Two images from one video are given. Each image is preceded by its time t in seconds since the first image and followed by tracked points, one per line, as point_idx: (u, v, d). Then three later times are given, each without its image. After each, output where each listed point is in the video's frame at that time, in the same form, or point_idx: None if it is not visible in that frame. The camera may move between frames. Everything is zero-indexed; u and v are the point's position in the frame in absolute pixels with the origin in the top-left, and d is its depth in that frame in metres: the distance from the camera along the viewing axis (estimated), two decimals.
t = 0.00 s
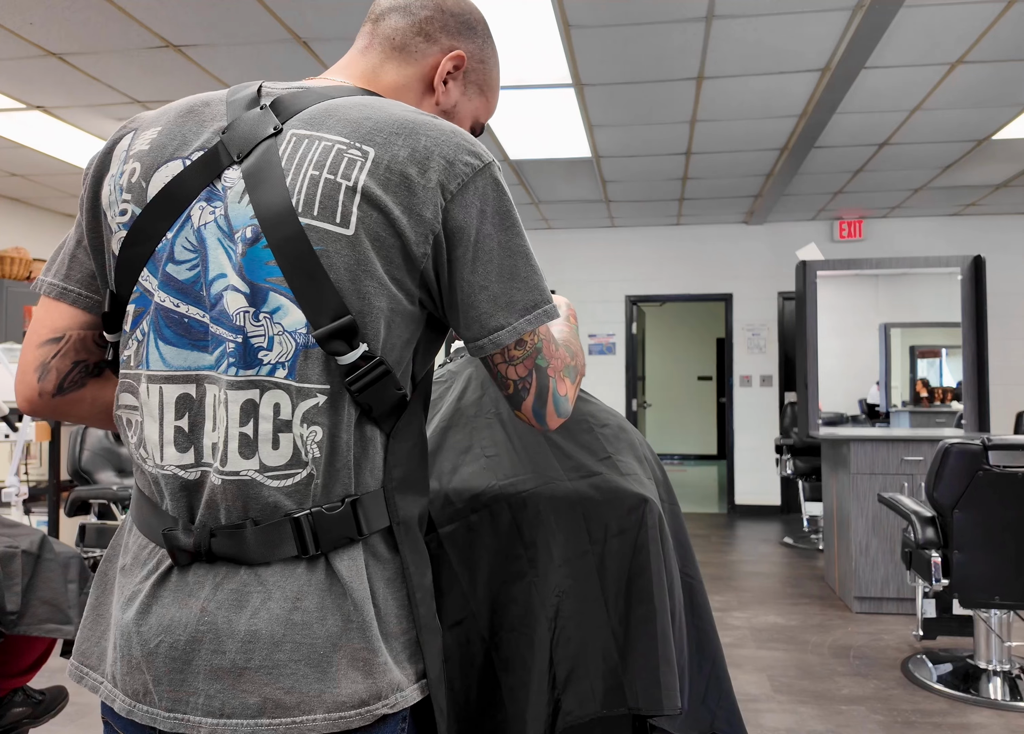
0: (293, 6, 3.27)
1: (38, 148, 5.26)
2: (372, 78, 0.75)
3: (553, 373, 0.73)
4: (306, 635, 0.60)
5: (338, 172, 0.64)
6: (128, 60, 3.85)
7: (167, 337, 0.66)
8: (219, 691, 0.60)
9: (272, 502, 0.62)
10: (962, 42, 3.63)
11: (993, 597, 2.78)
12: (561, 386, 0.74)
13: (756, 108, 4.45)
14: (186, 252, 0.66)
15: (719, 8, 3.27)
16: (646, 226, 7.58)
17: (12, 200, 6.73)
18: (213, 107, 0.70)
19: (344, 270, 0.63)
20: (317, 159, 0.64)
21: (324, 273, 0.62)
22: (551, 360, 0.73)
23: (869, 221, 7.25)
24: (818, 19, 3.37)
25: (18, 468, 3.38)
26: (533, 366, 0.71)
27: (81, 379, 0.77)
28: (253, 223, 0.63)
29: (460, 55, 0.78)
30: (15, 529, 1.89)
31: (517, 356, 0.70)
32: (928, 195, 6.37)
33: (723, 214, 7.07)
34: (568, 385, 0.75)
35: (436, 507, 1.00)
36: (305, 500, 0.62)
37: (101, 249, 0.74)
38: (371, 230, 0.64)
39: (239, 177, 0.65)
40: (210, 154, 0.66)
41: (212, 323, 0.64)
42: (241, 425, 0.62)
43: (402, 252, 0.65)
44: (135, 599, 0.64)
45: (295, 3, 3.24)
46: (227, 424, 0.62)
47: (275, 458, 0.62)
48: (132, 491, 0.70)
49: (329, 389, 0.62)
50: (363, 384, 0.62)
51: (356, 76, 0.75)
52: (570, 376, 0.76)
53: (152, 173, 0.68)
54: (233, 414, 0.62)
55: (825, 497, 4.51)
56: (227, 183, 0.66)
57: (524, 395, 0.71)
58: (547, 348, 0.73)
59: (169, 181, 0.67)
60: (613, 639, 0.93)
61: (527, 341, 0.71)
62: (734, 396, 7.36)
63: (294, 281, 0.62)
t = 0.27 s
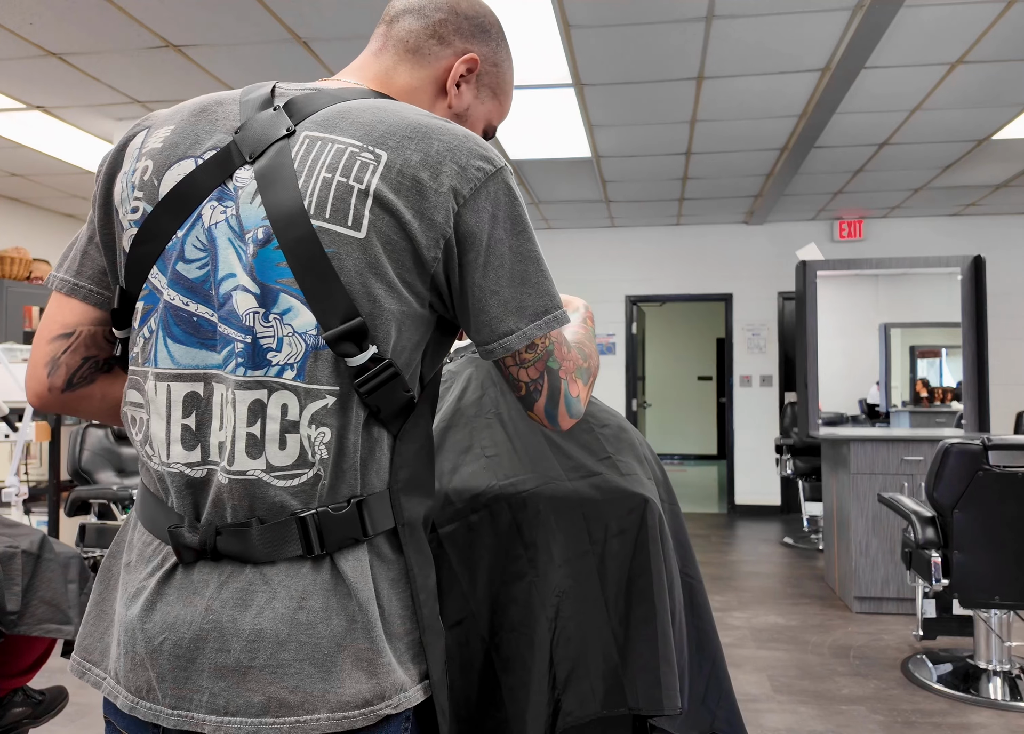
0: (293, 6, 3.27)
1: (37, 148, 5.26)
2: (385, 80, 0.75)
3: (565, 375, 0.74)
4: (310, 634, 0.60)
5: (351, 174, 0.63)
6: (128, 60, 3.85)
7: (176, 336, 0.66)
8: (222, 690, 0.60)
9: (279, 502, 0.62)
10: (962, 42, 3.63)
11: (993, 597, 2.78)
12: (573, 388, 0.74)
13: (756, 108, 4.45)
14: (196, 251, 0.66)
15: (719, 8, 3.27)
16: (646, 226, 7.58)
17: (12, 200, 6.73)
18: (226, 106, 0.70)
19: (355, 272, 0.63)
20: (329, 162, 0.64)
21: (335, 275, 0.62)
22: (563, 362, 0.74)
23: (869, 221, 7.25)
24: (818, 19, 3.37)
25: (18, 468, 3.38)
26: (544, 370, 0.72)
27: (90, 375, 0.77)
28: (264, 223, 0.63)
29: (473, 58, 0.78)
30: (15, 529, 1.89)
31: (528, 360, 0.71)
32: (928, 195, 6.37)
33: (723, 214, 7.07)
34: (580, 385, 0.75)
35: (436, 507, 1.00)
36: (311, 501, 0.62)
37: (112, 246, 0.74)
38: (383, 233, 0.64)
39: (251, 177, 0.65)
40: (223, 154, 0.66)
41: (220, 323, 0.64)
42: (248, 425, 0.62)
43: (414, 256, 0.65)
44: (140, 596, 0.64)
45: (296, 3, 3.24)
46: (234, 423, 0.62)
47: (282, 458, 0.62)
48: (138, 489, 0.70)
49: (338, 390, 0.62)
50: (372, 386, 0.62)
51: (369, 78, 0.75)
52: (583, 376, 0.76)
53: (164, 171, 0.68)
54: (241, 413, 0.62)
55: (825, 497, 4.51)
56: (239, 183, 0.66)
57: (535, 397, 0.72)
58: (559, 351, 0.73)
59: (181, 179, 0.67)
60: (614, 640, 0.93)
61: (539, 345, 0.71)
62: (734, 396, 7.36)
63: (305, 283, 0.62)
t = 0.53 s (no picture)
0: (293, 6, 3.27)
1: (37, 148, 5.26)
2: (399, 85, 0.75)
3: (577, 376, 0.74)
4: (318, 633, 0.60)
5: (366, 178, 0.63)
6: (128, 60, 3.85)
7: (188, 335, 0.65)
8: (232, 687, 0.60)
9: (289, 501, 0.62)
10: (962, 42, 3.63)
11: (993, 597, 2.78)
12: (583, 388, 0.75)
13: (756, 108, 4.45)
14: (210, 251, 0.66)
15: (719, 8, 3.27)
16: (646, 226, 7.58)
17: (12, 200, 6.73)
18: (241, 107, 0.70)
19: (368, 275, 0.63)
20: (345, 165, 0.64)
21: (349, 277, 0.62)
22: (574, 364, 0.73)
23: (869, 221, 7.24)
24: (818, 19, 3.37)
25: (18, 468, 3.38)
26: (555, 372, 0.72)
27: (99, 372, 0.77)
28: (280, 225, 0.63)
29: (487, 63, 0.77)
30: (15, 529, 1.89)
31: (540, 363, 0.70)
32: (928, 195, 6.37)
33: (723, 214, 7.07)
34: (591, 386, 0.75)
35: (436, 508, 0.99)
36: (322, 501, 0.62)
37: (124, 242, 0.74)
38: (397, 237, 0.63)
39: (266, 178, 0.65)
40: (238, 155, 0.66)
41: (233, 323, 0.64)
42: (260, 424, 0.62)
43: (426, 259, 0.65)
44: (148, 593, 0.64)
45: (296, 2, 3.24)
46: (246, 423, 0.62)
47: (293, 458, 0.62)
48: (146, 487, 0.70)
49: (350, 391, 0.62)
50: (384, 388, 0.62)
51: (382, 83, 0.75)
52: (593, 375, 0.76)
53: (178, 169, 0.68)
54: (253, 413, 0.62)
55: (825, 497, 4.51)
56: (254, 183, 0.66)
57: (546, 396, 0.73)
58: (571, 354, 0.72)
59: (196, 179, 0.67)
60: (614, 640, 0.93)
61: (551, 349, 0.70)
62: (734, 396, 7.36)
63: (319, 284, 0.62)
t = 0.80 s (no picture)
0: (294, 6, 3.27)
1: (37, 148, 5.26)
2: (408, 88, 0.75)
3: (579, 379, 0.74)
4: (323, 631, 0.60)
5: (376, 180, 0.63)
6: (128, 59, 3.85)
7: (197, 333, 0.65)
8: (236, 685, 0.60)
9: (296, 500, 0.62)
10: (963, 42, 3.63)
11: (993, 597, 2.78)
12: (586, 391, 0.74)
13: (756, 108, 4.44)
14: (220, 250, 0.66)
15: (719, 8, 3.27)
16: (646, 226, 7.58)
17: (12, 200, 6.73)
18: (252, 108, 0.70)
19: (377, 276, 0.63)
20: (355, 165, 0.64)
21: (358, 277, 0.62)
22: (577, 366, 0.74)
23: (869, 221, 7.24)
24: (818, 19, 3.37)
25: (18, 468, 3.38)
26: (559, 373, 0.72)
27: (107, 370, 0.77)
28: (289, 224, 0.63)
29: (495, 68, 0.78)
30: (15, 529, 1.89)
31: (543, 364, 0.71)
32: (928, 195, 6.37)
33: (723, 214, 7.07)
34: (593, 390, 0.75)
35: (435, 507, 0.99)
36: (329, 500, 0.62)
37: (134, 241, 0.74)
38: (405, 238, 0.63)
39: (276, 178, 0.65)
40: (249, 154, 0.66)
41: (242, 321, 0.64)
42: (268, 422, 0.62)
43: (434, 260, 0.65)
44: (154, 591, 0.64)
45: (296, 2, 3.24)
46: (254, 421, 0.62)
47: (300, 456, 0.62)
48: (153, 485, 0.70)
49: (357, 391, 0.62)
50: (391, 387, 0.62)
51: (392, 85, 0.75)
52: (595, 380, 0.76)
53: (190, 169, 0.68)
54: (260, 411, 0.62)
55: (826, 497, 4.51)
56: (264, 183, 0.66)
57: (549, 400, 0.72)
58: (573, 356, 0.73)
59: (208, 178, 0.67)
60: (614, 640, 0.93)
61: (554, 349, 0.71)
62: (734, 396, 7.36)
63: (328, 284, 0.62)
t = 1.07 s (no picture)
0: (294, 6, 3.27)
1: (37, 148, 5.26)
2: (392, 80, 0.75)
3: (528, 400, 0.67)
4: (296, 629, 0.60)
5: (348, 172, 0.63)
6: (127, 59, 3.85)
7: (173, 326, 0.66)
8: (209, 681, 0.60)
9: (268, 496, 0.62)
10: (962, 42, 3.63)
11: (993, 597, 2.78)
12: (534, 414, 0.67)
13: (756, 108, 4.44)
14: (196, 243, 0.66)
15: (719, 8, 3.27)
16: (646, 226, 7.58)
17: (11, 200, 6.73)
18: (232, 100, 0.70)
19: (348, 268, 0.62)
20: (328, 158, 0.64)
21: (330, 269, 0.62)
22: (529, 384, 0.67)
23: (869, 221, 7.24)
24: (818, 19, 3.37)
25: (18, 468, 3.38)
26: (505, 387, 0.66)
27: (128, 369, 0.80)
28: (262, 217, 0.64)
29: (481, 61, 0.78)
30: (15, 529, 1.89)
31: (489, 372, 0.66)
32: (928, 195, 6.37)
33: (723, 214, 7.07)
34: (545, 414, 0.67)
35: (437, 507, 1.01)
36: (302, 497, 0.62)
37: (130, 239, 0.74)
38: (376, 229, 0.63)
39: (251, 172, 0.65)
40: (226, 148, 0.66)
41: (216, 315, 0.64)
42: (241, 417, 0.62)
43: (406, 253, 0.64)
44: (131, 585, 0.65)
45: (296, 2, 3.24)
46: (228, 416, 0.63)
47: (273, 452, 0.62)
48: (132, 480, 0.70)
49: (328, 386, 0.62)
50: (362, 382, 0.61)
51: (377, 77, 0.75)
52: (553, 405, 0.68)
53: (167, 164, 0.68)
54: (233, 407, 0.63)
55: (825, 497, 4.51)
56: (240, 177, 0.66)
57: (491, 414, 0.67)
58: (526, 372, 0.67)
59: (183, 173, 0.67)
60: (613, 640, 0.92)
61: (505, 358, 0.66)
62: (734, 396, 7.36)
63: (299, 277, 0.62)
